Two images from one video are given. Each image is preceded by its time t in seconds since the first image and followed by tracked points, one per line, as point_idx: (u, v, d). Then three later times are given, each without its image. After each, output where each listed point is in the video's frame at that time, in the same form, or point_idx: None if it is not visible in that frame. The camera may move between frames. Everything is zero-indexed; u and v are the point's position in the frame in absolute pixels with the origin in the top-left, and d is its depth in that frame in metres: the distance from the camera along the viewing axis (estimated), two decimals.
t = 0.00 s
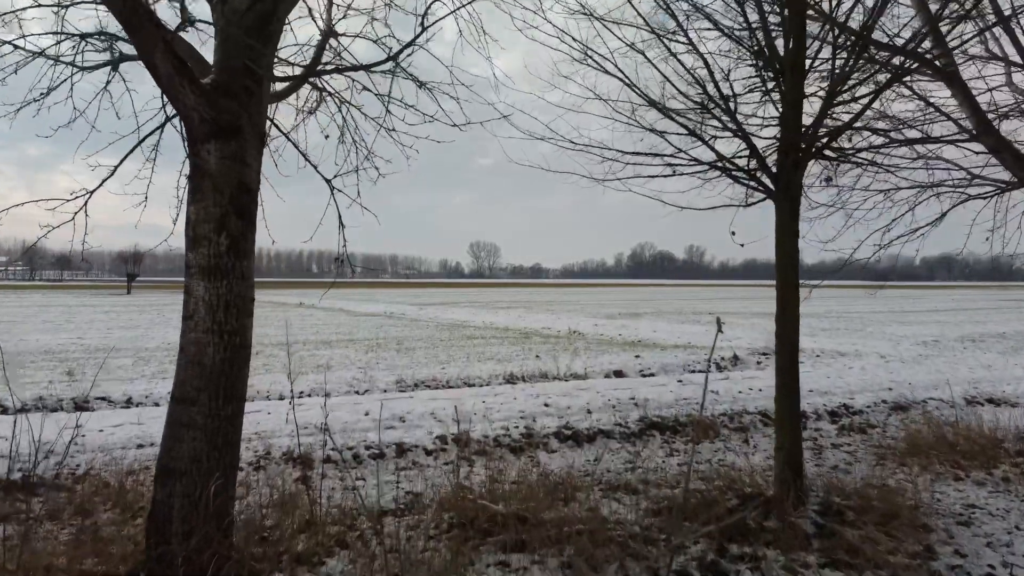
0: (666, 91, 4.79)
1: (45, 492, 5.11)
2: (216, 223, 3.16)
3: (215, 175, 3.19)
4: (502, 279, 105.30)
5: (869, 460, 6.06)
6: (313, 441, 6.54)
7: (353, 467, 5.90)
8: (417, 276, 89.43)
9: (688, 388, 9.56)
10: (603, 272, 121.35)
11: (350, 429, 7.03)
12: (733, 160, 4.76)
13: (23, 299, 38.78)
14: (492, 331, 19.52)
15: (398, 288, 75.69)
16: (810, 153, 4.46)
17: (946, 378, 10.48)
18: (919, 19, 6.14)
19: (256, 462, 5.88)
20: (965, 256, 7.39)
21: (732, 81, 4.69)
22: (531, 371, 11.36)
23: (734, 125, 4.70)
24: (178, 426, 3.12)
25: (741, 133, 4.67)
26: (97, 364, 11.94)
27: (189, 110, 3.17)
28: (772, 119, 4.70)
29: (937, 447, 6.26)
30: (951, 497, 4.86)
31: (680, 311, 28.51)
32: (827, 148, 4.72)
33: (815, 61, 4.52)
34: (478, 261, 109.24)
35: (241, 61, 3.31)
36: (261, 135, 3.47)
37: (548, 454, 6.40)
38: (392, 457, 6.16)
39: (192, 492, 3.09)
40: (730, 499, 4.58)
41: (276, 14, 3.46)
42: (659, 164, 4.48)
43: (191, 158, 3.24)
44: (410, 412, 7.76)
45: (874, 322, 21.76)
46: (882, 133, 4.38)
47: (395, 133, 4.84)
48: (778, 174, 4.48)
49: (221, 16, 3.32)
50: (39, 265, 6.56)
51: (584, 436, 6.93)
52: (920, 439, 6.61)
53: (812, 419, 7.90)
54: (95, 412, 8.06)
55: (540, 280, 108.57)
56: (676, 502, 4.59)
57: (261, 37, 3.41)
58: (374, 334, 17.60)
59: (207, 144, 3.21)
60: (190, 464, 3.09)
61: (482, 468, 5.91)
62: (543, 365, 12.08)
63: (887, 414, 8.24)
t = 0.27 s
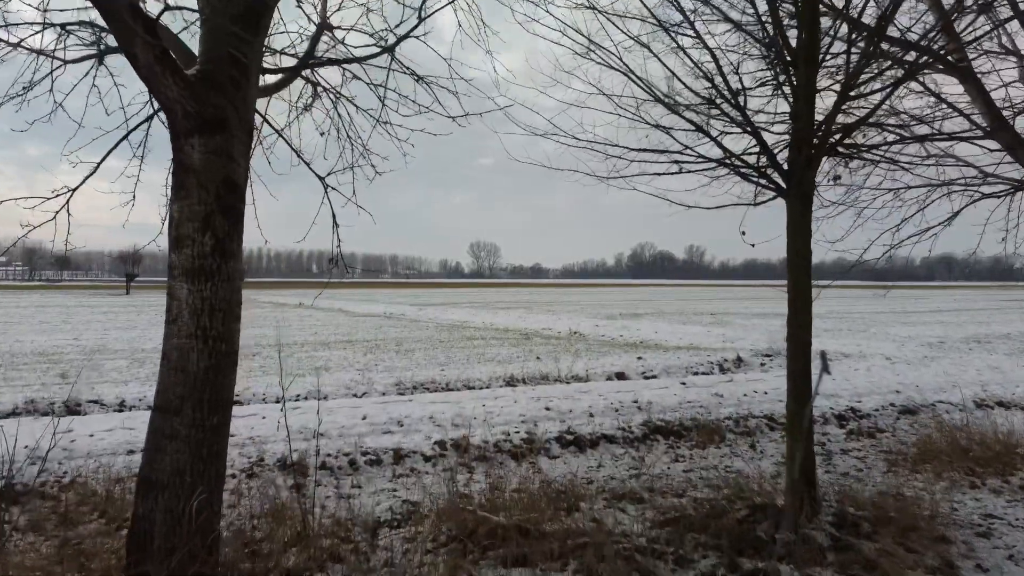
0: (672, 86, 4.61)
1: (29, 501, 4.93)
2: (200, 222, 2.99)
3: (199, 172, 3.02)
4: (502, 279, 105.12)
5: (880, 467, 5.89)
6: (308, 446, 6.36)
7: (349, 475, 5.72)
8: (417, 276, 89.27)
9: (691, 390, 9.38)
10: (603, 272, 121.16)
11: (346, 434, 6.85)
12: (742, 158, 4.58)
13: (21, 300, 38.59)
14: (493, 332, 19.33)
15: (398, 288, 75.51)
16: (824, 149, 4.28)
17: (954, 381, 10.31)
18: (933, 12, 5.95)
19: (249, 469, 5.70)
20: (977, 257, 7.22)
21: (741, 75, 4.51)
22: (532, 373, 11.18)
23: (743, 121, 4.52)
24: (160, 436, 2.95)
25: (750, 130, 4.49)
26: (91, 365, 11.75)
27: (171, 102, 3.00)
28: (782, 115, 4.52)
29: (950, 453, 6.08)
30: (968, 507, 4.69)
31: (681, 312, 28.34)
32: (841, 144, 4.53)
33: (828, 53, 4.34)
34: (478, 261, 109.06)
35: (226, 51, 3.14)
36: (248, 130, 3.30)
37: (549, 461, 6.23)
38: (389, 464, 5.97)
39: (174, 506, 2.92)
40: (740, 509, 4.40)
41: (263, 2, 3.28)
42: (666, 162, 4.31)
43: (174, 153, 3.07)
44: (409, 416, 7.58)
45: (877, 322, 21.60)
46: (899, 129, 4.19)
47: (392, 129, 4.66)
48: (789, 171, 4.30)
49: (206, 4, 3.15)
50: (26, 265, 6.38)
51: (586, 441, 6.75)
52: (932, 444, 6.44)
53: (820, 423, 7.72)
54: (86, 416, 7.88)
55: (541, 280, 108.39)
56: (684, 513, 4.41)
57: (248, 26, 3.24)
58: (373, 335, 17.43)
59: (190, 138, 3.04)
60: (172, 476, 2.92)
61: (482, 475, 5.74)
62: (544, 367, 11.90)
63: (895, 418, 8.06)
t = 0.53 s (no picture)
0: (679, 79, 4.44)
1: (10, 511, 4.74)
2: (181, 220, 2.82)
3: (181, 167, 2.84)
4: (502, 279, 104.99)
5: (892, 473, 5.73)
6: (303, 452, 6.18)
7: (345, 482, 5.54)
8: (417, 275, 89.08)
9: (695, 393, 9.21)
10: (603, 272, 120.90)
11: (342, 439, 6.68)
12: (751, 154, 4.42)
13: (18, 300, 38.40)
14: (492, 332, 19.14)
15: (397, 288, 75.30)
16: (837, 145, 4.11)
17: (962, 383, 10.13)
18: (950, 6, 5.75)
19: (241, 476, 5.53)
20: (989, 258, 7.04)
21: (751, 69, 4.34)
22: (533, 375, 11.01)
23: (753, 116, 4.35)
24: (139, 448, 2.77)
25: (760, 125, 4.33)
26: (84, 367, 11.56)
27: (151, 93, 2.82)
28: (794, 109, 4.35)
29: (963, 459, 5.92)
30: (986, 516, 4.52)
31: (682, 312, 28.18)
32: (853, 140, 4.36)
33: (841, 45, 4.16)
34: (478, 261, 108.71)
35: (209, 40, 2.98)
36: (235, 122, 3.13)
37: (551, 467, 6.06)
38: (386, 470, 5.80)
39: (154, 523, 2.74)
40: (750, 520, 4.23)
41: None
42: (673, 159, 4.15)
43: (155, 146, 2.89)
44: (407, 420, 7.41)
45: (880, 323, 21.42)
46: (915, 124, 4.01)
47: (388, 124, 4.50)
48: (801, 168, 4.13)
49: None
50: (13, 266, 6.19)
51: (589, 445, 6.58)
52: (944, 450, 6.26)
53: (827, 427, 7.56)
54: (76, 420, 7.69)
55: (540, 280, 108.25)
56: (692, 524, 4.24)
57: (234, 14, 3.07)
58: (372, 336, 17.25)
59: (172, 131, 2.86)
60: (151, 491, 2.74)
61: (481, 483, 5.56)
62: (545, 368, 11.73)
63: (904, 421, 7.90)
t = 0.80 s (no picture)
0: (686, 71, 4.26)
1: None
2: (160, 217, 2.64)
3: (160, 160, 2.67)
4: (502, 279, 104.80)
5: (904, 480, 5.57)
6: (297, 457, 6.01)
7: (340, 489, 5.37)
8: (417, 275, 88.86)
9: (699, 395, 9.05)
10: (603, 272, 120.75)
11: (338, 443, 6.50)
12: (761, 150, 4.25)
13: (15, 300, 38.16)
14: (492, 333, 18.96)
15: (397, 287, 75.09)
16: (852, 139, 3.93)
17: (969, 385, 9.98)
18: None
19: (233, 482, 5.35)
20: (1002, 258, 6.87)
21: (761, 61, 4.17)
22: (533, 376, 10.84)
23: (762, 110, 4.19)
24: (115, 459, 2.60)
25: (771, 119, 4.16)
26: (77, 369, 11.37)
27: (127, 81, 2.63)
28: (806, 103, 4.18)
29: (976, 464, 5.76)
30: (1004, 526, 4.36)
31: (683, 312, 28.00)
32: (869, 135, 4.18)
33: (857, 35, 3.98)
34: (478, 261, 108.52)
35: (191, 24, 2.80)
36: (219, 113, 2.95)
37: (552, 472, 5.90)
38: (382, 477, 5.63)
39: (131, 539, 2.57)
40: (760, 530, 4.07)
41: None
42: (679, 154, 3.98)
43: (132, 138, 2.72)
44: (405, 423, 7.25)
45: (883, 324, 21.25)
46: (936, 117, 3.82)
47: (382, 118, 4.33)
48: (814, 164, 3.96)
49: None
50: None
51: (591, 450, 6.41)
52: (956, 455, 6.11)
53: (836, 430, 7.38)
54: (66, 423, 7.52)
55: (540, 280, 108.06)
56: (700, 535, 4.07)
57: None
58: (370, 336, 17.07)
59: (151, 122, 2.69)
60: (128, 505, 2.57)
61: (481, 490, 5.40)
62: (546, 370, 11.56)
63: (913, 425, 7.72)
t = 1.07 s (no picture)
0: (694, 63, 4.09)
1: None
2: (136, 215, 2.47)
3: (136, 153, 2.49)
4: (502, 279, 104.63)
5: (917, 487, 5.39)
6: (292, 463, 5.84)
7: (334, 497, 5.19)
8: (417, 275, 88.64)
9: (703, 398, 8.87)
10: (603, 272, 120.59)
11: (333, 448, 6.32)
12: (772, 145, 4.09)
13: (13, 300, 37.97)
14: (492, 334, 18.77)
15: (397, 287, 74.99)
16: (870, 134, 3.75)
17: (978, 387, 9.80)
18: None
19: (223, 490, 5.17)
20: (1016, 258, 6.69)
21: (772, 52, 4.01)
22: (534, 378, 10.66)
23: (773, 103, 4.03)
24: (88, 474, 2.43)
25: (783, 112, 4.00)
26: (70, 371, 11.18)
27: (103, 68, 2.46)
28: (819, 96, 4.02)
29: (991, 471, 5.59)
30: None
31: (684, 313, 27.82)
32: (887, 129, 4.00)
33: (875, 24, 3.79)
34: (478, 261, 108.34)
35: (171, 8, 2.62)
36: (202, 103, 2.78)
37: (554, 479, 5.73)
38: (379, 484, 5.44)
39: (105, 559, 2.40)
40: (772, 542, 3.90)
41: None
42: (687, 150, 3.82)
43: (108, 130, 2.54)
44: (403, 427, 7.07)
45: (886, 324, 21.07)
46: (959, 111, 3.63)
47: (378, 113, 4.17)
48: (829, 159, 3.79)
49: None
50: None
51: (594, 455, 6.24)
52: (970, 461, 5.93)
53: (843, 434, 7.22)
54: (56, 427, 7.34)
55: (540, 280, 107.90)
56: (709, 547, 3.89)
57: None
58: (368, 337, 16.90)
59: (128, 113, 2.51)
60: (101, 523, 2.40)
61: (480, 498, 5.23)
62: (546, 371, 11.38)
63: (923, 428, 7.54)
